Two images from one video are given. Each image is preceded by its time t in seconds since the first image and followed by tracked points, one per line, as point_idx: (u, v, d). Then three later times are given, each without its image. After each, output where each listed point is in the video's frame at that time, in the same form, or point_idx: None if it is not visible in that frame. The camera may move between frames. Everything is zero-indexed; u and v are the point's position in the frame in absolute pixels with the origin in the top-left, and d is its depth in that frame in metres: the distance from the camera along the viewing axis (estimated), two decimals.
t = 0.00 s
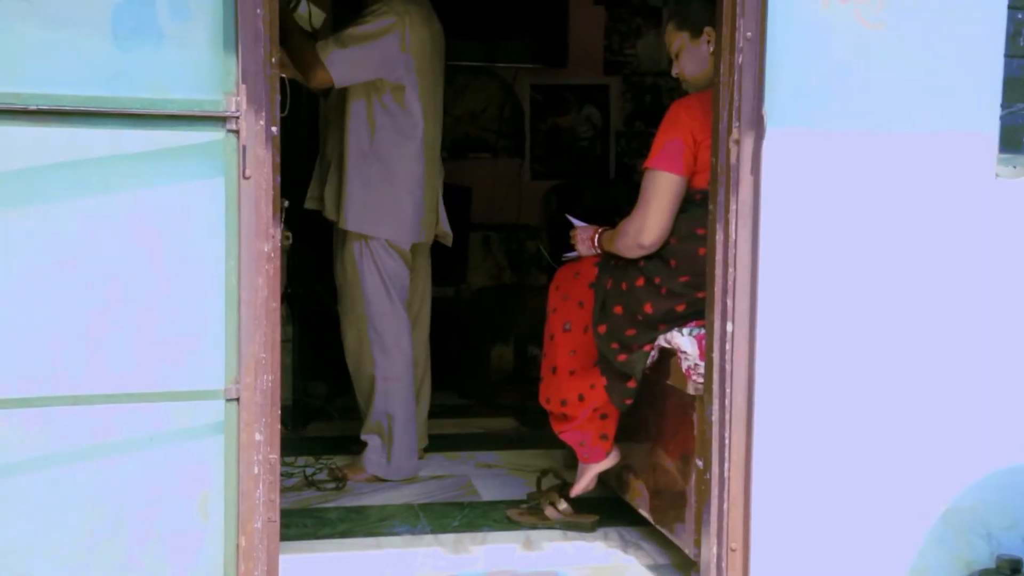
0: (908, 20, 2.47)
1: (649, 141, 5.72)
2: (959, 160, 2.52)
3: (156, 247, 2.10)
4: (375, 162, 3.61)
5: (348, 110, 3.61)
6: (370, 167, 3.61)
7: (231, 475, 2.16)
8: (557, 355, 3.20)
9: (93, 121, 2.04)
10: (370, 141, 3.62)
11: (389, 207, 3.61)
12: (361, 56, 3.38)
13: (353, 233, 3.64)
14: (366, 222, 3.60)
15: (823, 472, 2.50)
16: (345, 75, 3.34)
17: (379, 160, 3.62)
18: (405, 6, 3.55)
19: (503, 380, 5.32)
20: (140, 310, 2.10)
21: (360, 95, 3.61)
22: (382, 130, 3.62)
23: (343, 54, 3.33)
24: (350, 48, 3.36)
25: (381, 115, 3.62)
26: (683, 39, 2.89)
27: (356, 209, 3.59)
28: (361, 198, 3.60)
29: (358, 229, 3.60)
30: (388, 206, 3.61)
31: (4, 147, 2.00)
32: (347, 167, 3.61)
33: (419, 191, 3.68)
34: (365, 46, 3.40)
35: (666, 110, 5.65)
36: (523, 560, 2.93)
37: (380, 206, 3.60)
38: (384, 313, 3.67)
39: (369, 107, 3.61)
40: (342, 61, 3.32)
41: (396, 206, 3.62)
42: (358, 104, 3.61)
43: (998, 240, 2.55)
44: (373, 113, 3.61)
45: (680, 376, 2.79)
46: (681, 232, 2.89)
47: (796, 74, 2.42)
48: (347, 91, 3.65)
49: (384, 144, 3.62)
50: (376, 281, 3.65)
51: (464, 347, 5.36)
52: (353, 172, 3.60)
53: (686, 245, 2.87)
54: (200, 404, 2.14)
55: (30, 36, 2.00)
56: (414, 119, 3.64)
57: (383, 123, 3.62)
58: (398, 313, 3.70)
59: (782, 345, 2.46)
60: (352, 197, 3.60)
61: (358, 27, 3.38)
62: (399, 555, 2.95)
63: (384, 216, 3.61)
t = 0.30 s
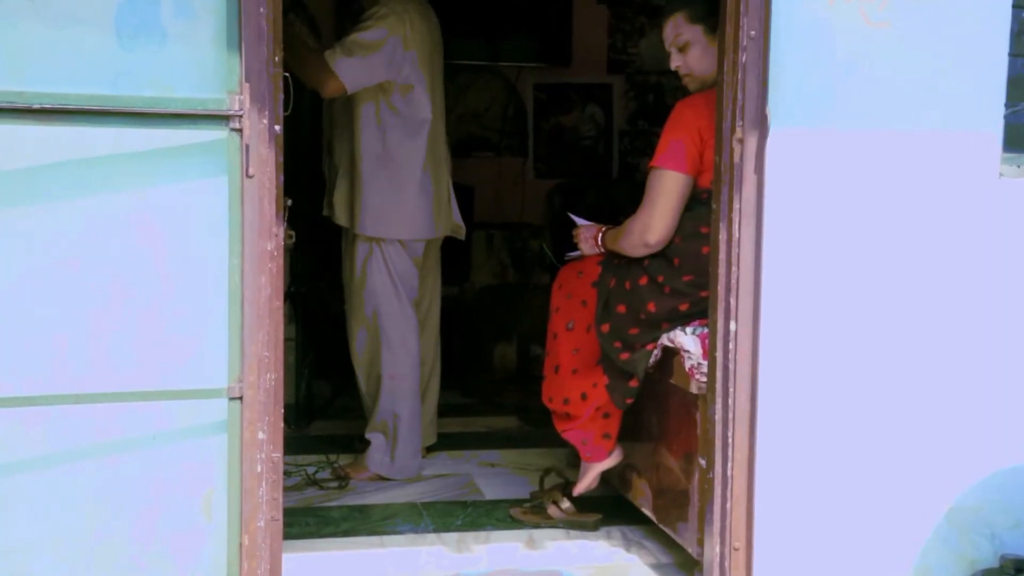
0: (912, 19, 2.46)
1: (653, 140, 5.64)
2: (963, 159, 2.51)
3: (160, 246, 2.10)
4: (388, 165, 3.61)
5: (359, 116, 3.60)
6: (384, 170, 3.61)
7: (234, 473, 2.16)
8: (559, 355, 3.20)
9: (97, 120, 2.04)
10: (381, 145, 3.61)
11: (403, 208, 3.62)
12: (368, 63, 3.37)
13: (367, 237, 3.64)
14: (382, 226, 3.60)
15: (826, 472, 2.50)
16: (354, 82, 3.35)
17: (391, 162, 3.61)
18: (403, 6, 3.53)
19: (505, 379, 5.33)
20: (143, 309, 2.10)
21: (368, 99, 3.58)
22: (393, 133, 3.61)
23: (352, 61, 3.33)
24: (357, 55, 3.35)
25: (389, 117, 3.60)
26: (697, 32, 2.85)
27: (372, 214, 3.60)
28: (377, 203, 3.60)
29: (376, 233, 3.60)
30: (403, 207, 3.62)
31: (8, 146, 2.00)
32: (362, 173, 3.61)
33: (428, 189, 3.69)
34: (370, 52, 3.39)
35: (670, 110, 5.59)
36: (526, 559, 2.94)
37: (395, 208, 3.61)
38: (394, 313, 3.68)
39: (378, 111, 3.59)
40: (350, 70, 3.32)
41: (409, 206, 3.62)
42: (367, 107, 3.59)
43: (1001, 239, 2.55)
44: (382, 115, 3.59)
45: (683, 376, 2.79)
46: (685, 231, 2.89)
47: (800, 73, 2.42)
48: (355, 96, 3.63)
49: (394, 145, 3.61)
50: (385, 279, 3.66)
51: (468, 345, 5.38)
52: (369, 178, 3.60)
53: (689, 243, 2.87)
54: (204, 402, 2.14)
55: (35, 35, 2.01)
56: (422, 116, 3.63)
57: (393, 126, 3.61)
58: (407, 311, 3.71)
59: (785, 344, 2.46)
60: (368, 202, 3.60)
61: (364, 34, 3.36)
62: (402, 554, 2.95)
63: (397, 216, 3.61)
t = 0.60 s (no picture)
0: (919, 11, 2.45)
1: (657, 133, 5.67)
2: (969, 152, 2.50)
3: (162, 237, 2.09)
4: (389, 157, 3.61)
5: (357, 108, 3.58)
6: (385, 163, 3.60)
7: (237, 465, 2.16)
8: (563, 348, 3.20)
9: (100, 111, 2.04)
10: (382, 137, 3.60)
11: (406, 199, 3.61)
12: (368, 56, 3.36)
13: (369, 229, 3.63)
14: (385, 218, 3.60)
15: (830, 466, 2.49)
16: (355, 76, 3.34)
17: (392, 155, 3.61)
18: None
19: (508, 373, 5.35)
20: (147, 301, 2.09)
21: (367, 92, 3.57)
22: (393, 125, 3.61)
23: (352, 55, 3.31)
24: (357, 49, 3.33)
25: (390, 108, 3.60)
26: (705, 23, 2.86)
27: (374, 207, 3.59)
28: (379, 196, 3.59)
29: (379, 225, 3.60)
30: (406, 199, 3.61)
31: (12, 137, 2.00)
32: (362, 166, 3.59)
33: (431, 180, 3.69)
34: (370, 45, 3.38)
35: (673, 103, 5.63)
36: (529, 551, 2.93)
37: (398, 200, 3.60)
38: (398, 306, 3.67)
39: (378, 103, 3.59)
40: (351, 63, 3.31)
41: (412, 197, 3.62)
42: (366, 99, 3.58)
43: (1006, 232, 2.54)
44: (382, 107, 3.59)
45: (687, 369, 2.78)
46: (690, 224, 2.88)
47: (806, 66, 2.40)
48: (353, 89, 3.61)
49: (395, 137, 3.61)
50: (389, 271, 3.65)
51: (470, 340, 5.39)
52: (370, 171, 3.59)
53: (694, 237, 2.86)
54: (207, 394, 2.14)
55: (38, 26, 2.00)
56: (423, 107, 3.63)
57: (393, 118, 3.61)
58: (410, 303, 3.69)
59: (790, 337, 2.45)
60: (369, 194, 3.59)
61: (363, 28, 3.35)
62: (405, 546, 2.95)
63: (400, 207, 3.60)
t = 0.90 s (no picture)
0: None
1: (661, 120, 5.65)
2: (977, 139, 2.48)
3: (165, 222, 2.08)
4: (397, 145, 3.59)
5: (366, 97, 3.56)
6: (392, 151, 3.58)
7: (240, 452, 2.16)
8: (567, 336, 3.20)
9: (103, 95, 2.02)
10: (388, 124, 3.58)
11: (410, 187, 3.60)
12: (384, 45, 3.37)
13: (374, 216, 3.61)
14: (390, 205, 3.58)
15: (836, 455, 2.48)
16: (373, 65, 3.35)
17: (399, 142, 3.59)
18: None
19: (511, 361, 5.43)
20: (150, 286, 2.09)
21: (378, 82, 3.56)
22: (400, 113, 3.59)
23: (369, 44, 3.32)
24: (374, 38, 3.34)
25: (396, 96, 3.59)
26: (708, 9, 2.85)
27: (380, 194, 3.57)
28: (385, 183, 3.57)
29: (384, 213, 3.58)
30: (411, 188, 3.60)
31: (13, 121, 1.99)
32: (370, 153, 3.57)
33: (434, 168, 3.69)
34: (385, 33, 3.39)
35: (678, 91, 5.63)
36: (532, 538, 2.94)
37: (403, 188, 3.59)
38: (399, 294, 3.66)
39: (386, 91, 3.58)
40: (369, 52, 3.32)
41: (416, 185, 3.61)
42: (376, 90, 3.57)
43: (1014, 220, 2.52)
44: (389, 95, 3.58)
45: (692, 357, 2.78)
46: (695, 211, 2.87)
47: (814, 53, 2.39)
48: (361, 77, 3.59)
49: (400, 124, 3.59)
50: (391, 259, 3.64)
51: (475, 324, 5.43)
52: (377, 158, 3.56)
53: (698, 224, 2.85)
54: (210, 380, 2.13)
55: (40, 10, 1.98)
56: (428, 95, 3.63)
57: (400, 105, 3.59)
58: (410, 290, 3.68)
59: (795, 325, 2.44)
60: (376, 181, 3.57)
61: (377, 16, 3.36)
62: (408, 533, 2.95)
63: (404, 195, 3.59)
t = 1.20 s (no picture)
0: None
1: (666, 101, 5.59)
2: (987, 120, 2.46)
3: (168, 202, 2.06)
4: (395, 124, 3.56)
5: (366, 74, 3.53)
6: (389, 130, 3.55)
7: (243, 433, 2.15)
8: (571, 317, 3.17)
9: (106, 73, 2.00)
10: (388, 103, 3.55)
11: (407, 167, 3.57)
12: (384, 20, 3.32)
13: (370, 194, 3.59)
14: (385, 184, 3.56)
15: (842, 439, 2.47)
16: (370, 41, 3.31)
17: (398, 121, 3.56)
18: None
19: (516, 344, 5.21)
20: (153, 266, 2.07)
21: (378, 57, 3.51)
22: (400, 91, 3.55)
23: (368, 19, 3.28)
24: (374, 13, 3.29)
25: (398, 75, 3.55)
26: None
27: (375, 173, 3.55)
28: (381, 162, 3.55)
29: (378, 192, 3.55)
30: (408, 168, 3.58)
31: (15, 99, 1.97)
32: (367, 131, 3.54)
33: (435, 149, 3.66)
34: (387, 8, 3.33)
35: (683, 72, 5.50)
36: (536, 520, 2.93)
37: (399, 167, 3.56)
38: (400, 276, 3.65)
39: (387, 69, 3.54)
40: (367, 28, 3.28)
41: (413, 165, 3.58)
42: (377, 65, 3.52)
43: None
44: (390, 73, 3.54)
45: (697, 340, 2.77)
46: (701, 194, 2.85)
47: (823, 34, 2.36)
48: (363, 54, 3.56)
49: (401, 104, 3.56)
50: (393, 241, 3.63)
51: (478, 305, 5.35)
52: (374, 137, 3.54)
53: (704, 206, 2.83)
54: (213, 361, 2.12)
55: None
56: (429, 76, 3.60)
57: (401, 84, 3.55)
58: (411, 271, 3.67)
59: (802, 307, 2.42)
60: (371, 160, 3.54)
61: None
62: (412, 515, 2.95)
63: (403, 175, 3.57)
